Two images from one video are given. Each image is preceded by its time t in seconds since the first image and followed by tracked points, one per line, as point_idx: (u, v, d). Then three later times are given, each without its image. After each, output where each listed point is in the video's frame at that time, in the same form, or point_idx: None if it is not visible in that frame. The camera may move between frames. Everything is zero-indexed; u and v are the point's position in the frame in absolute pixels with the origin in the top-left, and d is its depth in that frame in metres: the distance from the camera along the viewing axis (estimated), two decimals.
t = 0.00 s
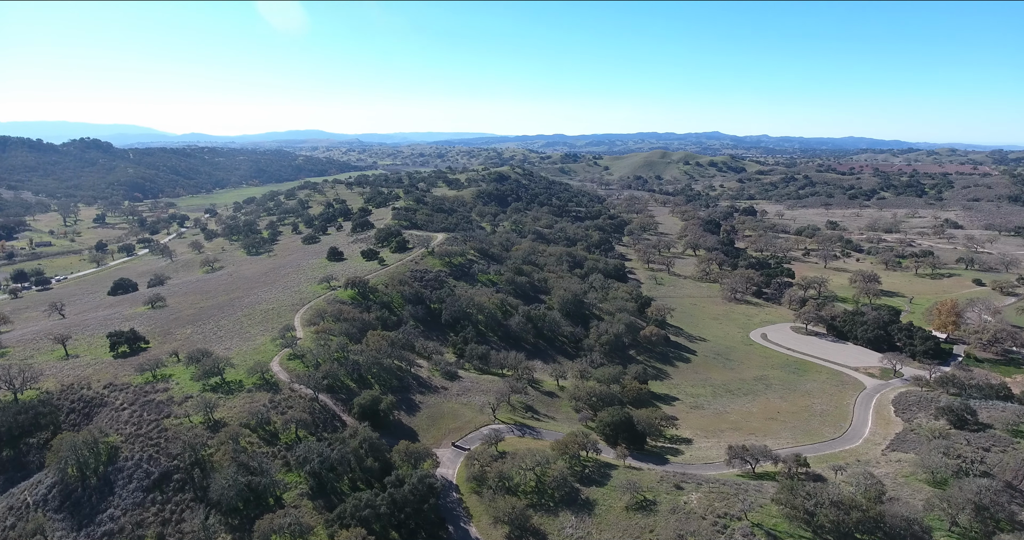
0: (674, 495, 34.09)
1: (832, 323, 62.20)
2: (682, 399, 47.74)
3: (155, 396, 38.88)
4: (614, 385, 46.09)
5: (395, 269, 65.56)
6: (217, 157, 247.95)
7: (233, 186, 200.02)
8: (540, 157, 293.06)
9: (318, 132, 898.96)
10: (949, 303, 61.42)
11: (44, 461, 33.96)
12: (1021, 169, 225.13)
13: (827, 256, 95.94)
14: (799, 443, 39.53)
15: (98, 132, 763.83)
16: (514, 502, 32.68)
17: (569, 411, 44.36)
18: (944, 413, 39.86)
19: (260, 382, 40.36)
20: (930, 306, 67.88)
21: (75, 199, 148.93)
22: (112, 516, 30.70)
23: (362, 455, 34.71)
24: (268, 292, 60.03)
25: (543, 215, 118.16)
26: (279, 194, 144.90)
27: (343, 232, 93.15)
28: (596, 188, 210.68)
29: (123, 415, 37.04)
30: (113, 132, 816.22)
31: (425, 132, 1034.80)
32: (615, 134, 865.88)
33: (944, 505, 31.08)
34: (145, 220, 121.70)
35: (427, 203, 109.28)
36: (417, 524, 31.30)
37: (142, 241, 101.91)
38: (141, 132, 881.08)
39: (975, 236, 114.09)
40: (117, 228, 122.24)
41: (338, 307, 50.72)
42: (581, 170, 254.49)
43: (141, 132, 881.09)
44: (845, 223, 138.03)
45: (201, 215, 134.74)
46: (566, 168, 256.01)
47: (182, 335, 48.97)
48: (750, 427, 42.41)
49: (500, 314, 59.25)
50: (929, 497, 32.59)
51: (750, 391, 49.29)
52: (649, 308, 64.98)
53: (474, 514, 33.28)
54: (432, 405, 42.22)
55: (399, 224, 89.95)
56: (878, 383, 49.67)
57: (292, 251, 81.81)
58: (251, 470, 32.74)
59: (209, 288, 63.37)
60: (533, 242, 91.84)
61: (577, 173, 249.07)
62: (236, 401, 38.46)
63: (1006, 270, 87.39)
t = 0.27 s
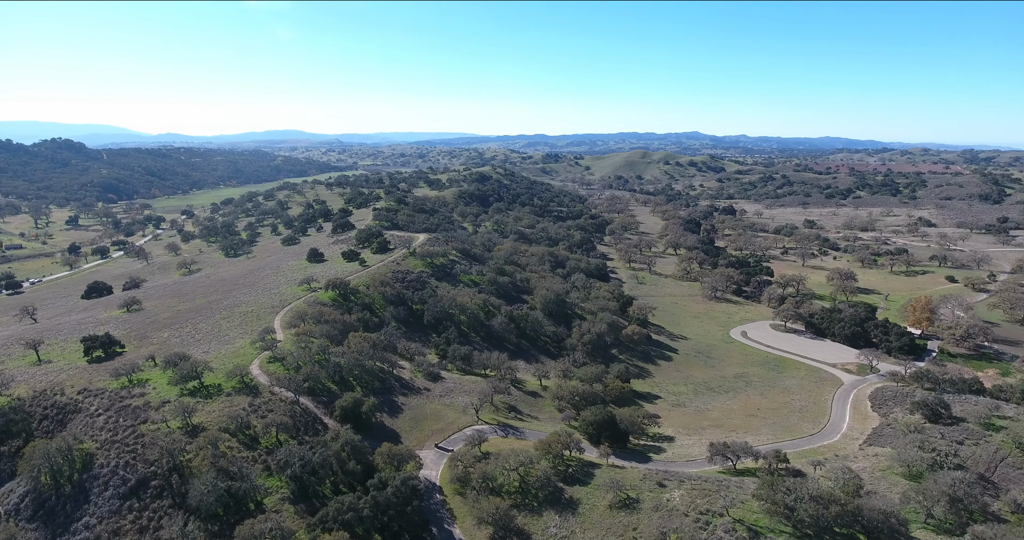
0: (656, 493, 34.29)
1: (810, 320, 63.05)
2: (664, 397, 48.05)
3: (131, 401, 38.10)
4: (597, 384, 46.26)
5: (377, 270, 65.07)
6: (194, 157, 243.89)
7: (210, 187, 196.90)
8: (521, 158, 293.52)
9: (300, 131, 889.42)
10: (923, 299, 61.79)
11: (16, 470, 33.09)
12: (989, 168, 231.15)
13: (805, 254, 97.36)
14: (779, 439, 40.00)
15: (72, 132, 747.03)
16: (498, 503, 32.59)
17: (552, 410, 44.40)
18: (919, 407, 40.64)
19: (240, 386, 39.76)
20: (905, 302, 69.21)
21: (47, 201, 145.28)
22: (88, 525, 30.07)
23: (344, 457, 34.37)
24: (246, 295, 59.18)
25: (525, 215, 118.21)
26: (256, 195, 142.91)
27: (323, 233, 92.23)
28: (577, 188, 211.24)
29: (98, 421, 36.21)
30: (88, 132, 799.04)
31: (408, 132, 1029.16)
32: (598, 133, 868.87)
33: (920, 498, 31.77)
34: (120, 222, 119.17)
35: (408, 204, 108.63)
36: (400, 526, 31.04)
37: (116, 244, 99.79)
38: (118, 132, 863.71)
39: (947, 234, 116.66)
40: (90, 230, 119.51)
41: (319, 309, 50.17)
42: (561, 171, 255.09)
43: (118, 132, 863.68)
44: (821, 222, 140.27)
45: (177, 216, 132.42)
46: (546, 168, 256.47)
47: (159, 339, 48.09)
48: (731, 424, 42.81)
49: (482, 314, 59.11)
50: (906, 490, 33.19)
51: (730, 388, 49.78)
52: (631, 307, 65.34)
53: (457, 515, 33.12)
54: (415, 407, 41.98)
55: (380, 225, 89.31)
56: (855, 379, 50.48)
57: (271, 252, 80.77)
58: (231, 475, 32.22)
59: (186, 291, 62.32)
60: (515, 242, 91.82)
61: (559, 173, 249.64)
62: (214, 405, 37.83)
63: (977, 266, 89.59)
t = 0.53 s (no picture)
0: (640, 491, 34.46)
1: (789, 317, 63.81)
2: (646, 396, 48.32)
3: (107, 406, 37.35)
4: (580, 384, 46.38)
5: (358, 271, 64.53)
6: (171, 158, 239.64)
7: (186, 188, 193.59)
8: (503, 158, 293.18)
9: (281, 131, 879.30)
10: (898, 296, 63.21)
11: None
12: (960, 168, 236.76)
13: (784, 253, 98.63)
14: (760, 436, 40.42)
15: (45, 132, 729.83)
16: (483, 503, 32.50)
17: (536, 410, 44.41)
18: (896, 403, 41.36)
19: (219, 390, 39.17)
20: (881, 300, 70.47)
21: (17, 203, 141.50)
22: (62, 534, 29.37)
23: (326, 461, 34.01)
24: (225, 297, 58.36)
25: (507, 215, 118.15)
26: (234, 196, 140.82)
27: (303, 235, 91.24)
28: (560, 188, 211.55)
29: (73, 428, 35.41)
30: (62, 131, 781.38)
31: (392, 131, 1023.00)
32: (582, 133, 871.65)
33: (897, 491, 32.37)
34: (94, 224, 116.58)
35: (389, 204, 107.92)
36: (384, 529, 30.77)
37: (90, 246, 97.66)
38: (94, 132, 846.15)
39: (921, 232, 119.02)
40: (63, 233, 116.73)
41: (300, 311, 49.61)
42: (543, 171, 255.33)
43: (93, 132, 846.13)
44: (799, 221, 142.29)
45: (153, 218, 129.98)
46: (528, 168, 256.55)
47: (136, 343, 47.23)
48: (713, 421, 43.18)
49: (465, 315, 58.92)
50: (884, 484, 33.73)
51: (712, 386, 50.21)
52: (614, 307, 65.63)
53: (441, 516, 32.95)
54: (398, 409, 41.71)
55: (361, 226, 88.61)
56: (834, 375, 51.19)
57: (250, 254, 79.71)
58: (211, 481, 31.71)
59: (163, 294, 61.26)
60: (497, 242, 91.71)
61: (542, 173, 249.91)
62: (193, 410, 37.23)
63: (950, 264, 91.61)
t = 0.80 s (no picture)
0: (622, 489, 34.60)
1: (766, 315, 64.66)
2: (627, 394, 48.59)
3: (79, 413, 36.50)
4: (561, 383, 46.50)
5: (337, 273, 63.94)
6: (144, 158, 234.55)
7: (159, 189, 189.63)
8: (482, 158, 293.94)
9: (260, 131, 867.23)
10: (871, 293, 64.30)
11: None
12: (929, 167, 242.90)
13: (761, 251, 99.99)
14: (739, 432, 40.85)
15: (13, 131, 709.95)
16: (465, 505, 32.35)
17: (517, 410, 44.39)
18: (870, 398, 42.11)
19: (195, 394, 38.50)
20: (855, 296, 71.78)
21: None
22: None
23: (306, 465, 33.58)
24: (200, 301, 57.37)
25: (487, 216, 118.01)
26: (209, 197, 138.41)
27: (280, 236, 90.05)
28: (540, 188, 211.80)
29: (43, 436, 34.43)
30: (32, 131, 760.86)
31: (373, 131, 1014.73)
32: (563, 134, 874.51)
33: (872, 485, 32.99)
34: (63, 227, 113.55)
35: (368, 205, 107.06)
36: (365, 533, 30.40)
37: (60, 250, 95.25)
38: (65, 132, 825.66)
39: (892, 230, 121.56)
40: (31, 236, 113.55)
41: (278, 314, 48.97)
42: (522, 171, 255.48)
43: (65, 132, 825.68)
44: (775, 220, 144.53)
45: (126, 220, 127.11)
46: (508, 168, 256.53)
47: (108, 348, 46.22)
48: (692, 419, 43.50)
49: (446, 316, 58.68)
50: (859, 478, 34.32)
51: (692, 384, 50.62)
52: (594, 306, 65.88)
53: (423, 519, 32.72)
54: (378, 411, 41.37)
55: (339, 227, 87.75)
56: (810, 371, 52.00)
57: (225, 257, 78.45)
58: (188, 487, 31.08)
59: (136, 298, 60.00)
60: (476, 242, 91.49)
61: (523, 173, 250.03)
62: (169, 416, 36.49)
63: (920, 260, 93.82)
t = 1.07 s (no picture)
0: (605, 487, 34.76)
1: (747, 313, 65.41)
2: (610, 393, 48.79)
3: (53, 420, 35.70)
4: (544, 383, 46.57)
5: (318, 274, 63.39)
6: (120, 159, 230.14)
7: (135, 191, 186.13)
8: (462, 158, 294.54)
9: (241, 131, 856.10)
10: (849, 290, 65.64)
11: None
12: (903, 166, 247.93)
13: (741, 250, 101.12)
14: (720, 429, 41.26)
15: None
16: (449, 506, 32.24)
17: (501, 410, 44.35)
18: (848, 393, 42.80)
19: (174, 399, 37.88)
20: (833, 294, 72.92)
21: None
22: None
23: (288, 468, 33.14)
24: (178, 304, 56.48)
25: (469, 216, 117.82)
26: (186, 198, 136.24)
27: (259, 238, 88.94)
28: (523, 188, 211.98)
29: (14, 444, 33.42)
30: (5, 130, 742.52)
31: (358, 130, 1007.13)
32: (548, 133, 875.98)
33: (851, 479, 33.51)
34: (35, 230, 110.96)
35: (349, 206, 106.29)
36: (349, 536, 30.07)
37: (31, 253, 93.02)
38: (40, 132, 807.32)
39: (869, 228, 123.80)
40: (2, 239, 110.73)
41: (258, 316, 48.38)
42: (504, 171, 255.44)
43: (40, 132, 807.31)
44: (755, 219, 146.38)
45: (101, 222, 124.58)
46: (490, 168, 256.31)
47: (83, 353, 45.27)
48: (675, 417, 43.86)
49: (428, 317, 58.42)
50: (838, 472, 34.84)
51: (674, 381, 51.02)
52: (576, 306, 66.11)
53: (407, 521, 32.52)
54: (361, 413, 41.08)
55: (320, 228, 87.01)
56: (789, 368, 52.74)
57: (204, 259, 77.36)
58: (166, 493, 30.50)
59: (111, 301, 58.85)
60: (459, 243, 91.32)
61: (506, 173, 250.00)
62: (146, 421, 35.85)
63: (896, 258, 95.67)
